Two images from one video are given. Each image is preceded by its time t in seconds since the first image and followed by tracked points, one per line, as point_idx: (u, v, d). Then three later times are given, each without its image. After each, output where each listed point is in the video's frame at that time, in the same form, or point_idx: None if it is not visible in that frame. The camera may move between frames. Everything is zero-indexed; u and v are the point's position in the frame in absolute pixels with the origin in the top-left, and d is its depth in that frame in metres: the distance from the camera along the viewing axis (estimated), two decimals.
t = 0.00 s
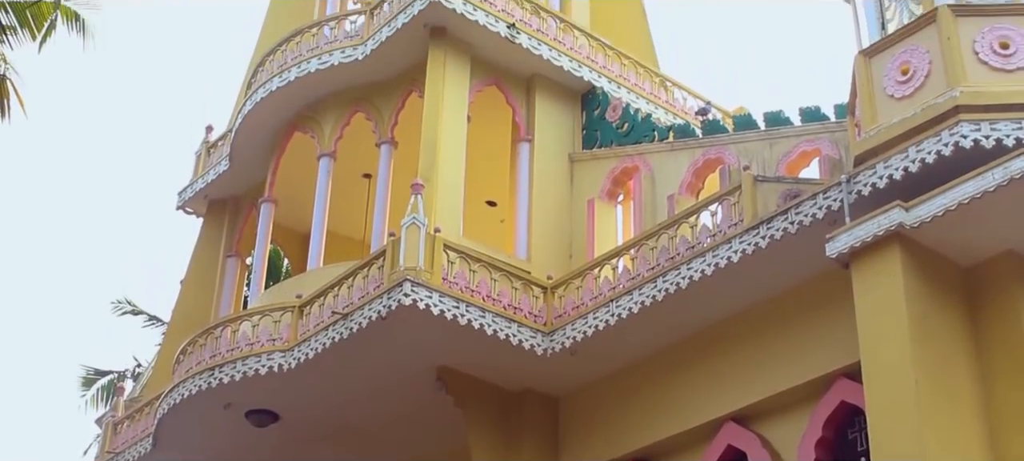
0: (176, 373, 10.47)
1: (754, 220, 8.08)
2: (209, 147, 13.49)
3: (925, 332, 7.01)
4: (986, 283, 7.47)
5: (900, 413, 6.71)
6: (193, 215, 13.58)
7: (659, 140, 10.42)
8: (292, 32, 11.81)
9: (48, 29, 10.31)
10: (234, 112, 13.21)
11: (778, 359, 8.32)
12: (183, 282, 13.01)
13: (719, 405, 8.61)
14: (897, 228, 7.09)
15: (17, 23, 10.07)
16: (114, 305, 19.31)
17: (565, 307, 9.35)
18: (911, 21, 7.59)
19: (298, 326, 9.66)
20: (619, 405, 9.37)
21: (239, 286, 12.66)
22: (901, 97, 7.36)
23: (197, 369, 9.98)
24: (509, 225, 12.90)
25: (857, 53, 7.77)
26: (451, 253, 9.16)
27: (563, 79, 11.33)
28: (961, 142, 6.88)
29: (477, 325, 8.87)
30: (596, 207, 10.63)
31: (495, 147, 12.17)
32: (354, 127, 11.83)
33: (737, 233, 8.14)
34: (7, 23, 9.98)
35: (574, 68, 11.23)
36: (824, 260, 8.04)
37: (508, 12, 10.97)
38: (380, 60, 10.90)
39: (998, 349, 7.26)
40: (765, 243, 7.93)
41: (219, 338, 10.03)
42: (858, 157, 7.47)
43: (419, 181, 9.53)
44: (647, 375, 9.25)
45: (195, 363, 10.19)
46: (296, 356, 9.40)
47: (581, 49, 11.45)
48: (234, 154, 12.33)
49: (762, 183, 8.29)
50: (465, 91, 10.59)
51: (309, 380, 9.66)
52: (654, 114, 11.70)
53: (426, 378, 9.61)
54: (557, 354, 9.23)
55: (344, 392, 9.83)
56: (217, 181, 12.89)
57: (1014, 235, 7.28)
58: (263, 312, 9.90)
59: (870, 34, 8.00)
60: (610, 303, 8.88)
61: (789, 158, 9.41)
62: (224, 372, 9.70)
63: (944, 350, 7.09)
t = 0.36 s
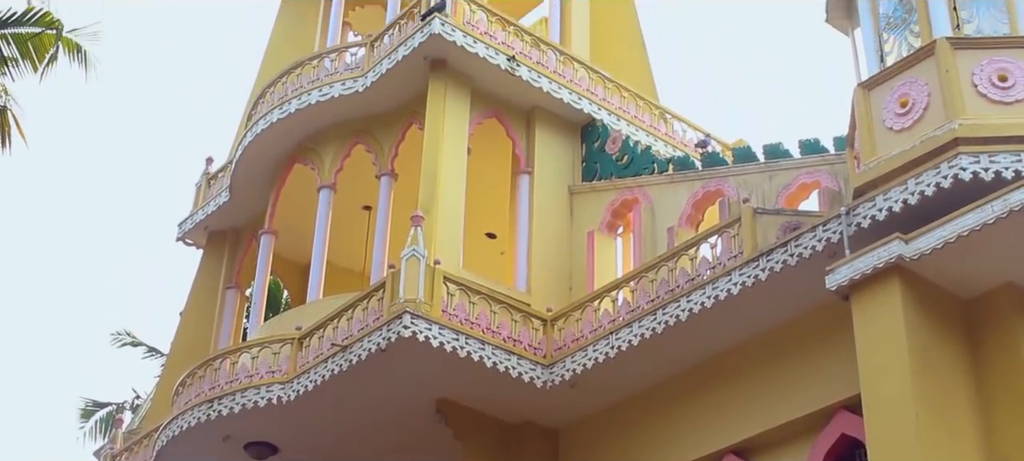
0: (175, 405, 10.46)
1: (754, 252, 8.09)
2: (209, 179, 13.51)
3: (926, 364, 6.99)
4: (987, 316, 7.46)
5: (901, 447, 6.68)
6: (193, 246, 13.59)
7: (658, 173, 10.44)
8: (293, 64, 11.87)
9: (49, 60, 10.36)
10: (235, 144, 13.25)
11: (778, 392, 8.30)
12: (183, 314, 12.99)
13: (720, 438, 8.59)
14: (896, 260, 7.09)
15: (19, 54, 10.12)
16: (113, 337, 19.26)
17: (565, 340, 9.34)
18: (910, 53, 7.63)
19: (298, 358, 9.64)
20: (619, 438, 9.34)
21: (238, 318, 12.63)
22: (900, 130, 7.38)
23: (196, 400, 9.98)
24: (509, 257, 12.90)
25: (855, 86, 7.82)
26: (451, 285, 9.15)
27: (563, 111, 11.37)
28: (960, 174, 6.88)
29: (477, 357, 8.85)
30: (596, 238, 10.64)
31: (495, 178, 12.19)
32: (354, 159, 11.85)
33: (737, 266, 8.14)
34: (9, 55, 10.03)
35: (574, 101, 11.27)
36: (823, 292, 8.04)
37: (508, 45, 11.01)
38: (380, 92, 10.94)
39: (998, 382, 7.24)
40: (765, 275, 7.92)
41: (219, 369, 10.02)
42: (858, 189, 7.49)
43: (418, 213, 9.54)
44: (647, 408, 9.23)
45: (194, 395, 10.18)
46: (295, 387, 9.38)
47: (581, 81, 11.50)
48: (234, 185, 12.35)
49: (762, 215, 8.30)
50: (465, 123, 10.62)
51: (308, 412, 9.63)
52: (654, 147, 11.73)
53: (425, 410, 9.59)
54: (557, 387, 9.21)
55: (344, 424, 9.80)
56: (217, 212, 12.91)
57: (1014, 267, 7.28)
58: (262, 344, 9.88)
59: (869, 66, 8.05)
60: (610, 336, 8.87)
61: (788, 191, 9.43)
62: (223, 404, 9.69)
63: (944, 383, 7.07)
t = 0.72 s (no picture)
0: (173, 445, 10.43)
1: (754, 294, 8.09)
2: (209, 220, 13.53)
3: (926, 406, 6.96)
4: (988, 358, 7.45)
5: None
6: (193, 287, 13.60)
7: (658, 215, 10.44)
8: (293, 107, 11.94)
9: (51, 101, 10.41)
10: (235, 185, 13.28)
11: (776, 433, 8.29)
12: (182, 354, 12.96)
13: None
14: (896, 302, 7.09)
15: (20, 95, 10.18)
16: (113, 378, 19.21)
17: (565, 381, 9.32)
18: (909, 95, 7.66)
19: (297, 400, 9.60)
20: None
21: (236, 360, 12.57)
22: (899, 172, 7.41)
23: (196, 442, 9.97)
24: (509, 299, 12.88)
25: (854, 127, 7.87)
26: (451, 327, 9.15)
27: (563, 153, 11.41)
28: (960, 216, 6.89)
29: (477, 399, 8.82)
30: (596, 280, 10.64)
31: (496, 219, 12.21)
32: (354, 200, 11.87)
33: (737, 307, 8.12)
34: (10, 96, 10.09)
35: (574, 143, 11.31)
36: (824, 335, 8.03)
37: (508, 87, 11.07)
38: (380, 134, 10.98)
39: (999, 424, 7.19)
40: (765, 317, 7.91)
41: (218, 411, 9.99)
42: (858, 231, 7.50)
43: (418, 254, 9.54)
44: (647, 450, 9.19)
45: (193, 436, 10.16)
46: (294, 429, 9.34)
47: (581, 123, 11.55)
48: (234, 226, 12.37)
49: (762, 257, 8.31)
50: (466, 165, 10.66)
51: (307, 454, 9.59)
52: (653, 189, 11.77)
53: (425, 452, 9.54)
54: (557, 428, 9.16)
55: None
56: (217, 253, 12.92)
57: (1014, 309, 7.27)
58: (261, 385, 9.84)
59: (868, 108, 8.14)
60: (610, 377, 8.83)
61: (788, 232, 9.44)
62: (222, 446, 9.66)
63: (944, 425, 7.03)
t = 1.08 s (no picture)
0: None
1: (754, 337, 8.07)
2: (209, 261, 13.54)
3: (927, 449, 6.93)
4: (989, 401, 7.43)
5: None
6: (192, 328, 13.58)
7: (658, 257, 10.45)
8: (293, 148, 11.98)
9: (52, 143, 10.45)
10: (235, 227, 13.31)
11: None
12: (181, 395, 12.91)
13: None
14: (896, 345, 7.09)
15: (22, 137, 10.21)
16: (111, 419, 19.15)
17: (565, 424, 9.30)
18: (908, 138, 7.69)
19: (296, 442, 9.58)
20: None
21: (234, 403, 12.62)
22: (899, 214, 7.43)
23: None
24: (509, 341, 12.86)
25: (854, 170, 7.89)
26: (451, 369, 9.14)
27: (562, 195, 11.44)
28: (959, 258, 6.89)
29: (476, 441, 8.79)
30: (596, 322, 10.63)
31: (495, 261, 12.21)
32: (354, 242, 11.89)
33: (737, 349, 8.11)
34: (12, 138, 10.12)
35: (574, 185, 11.34)
36: (823, 377, 8.03)
37: (508, 129, 11.11)
38: (380, 176, 11.01)
39: None
40: (765, 360, 7.90)
41: (217, 452, 9.96)
42: (858, 273, 7.51)
43: (418, 296, 9.54)
44: None
45: None
46: None
47: (581, 165, 11.59)
48: (233, 268, 12.38)
49: (762, 299, 8.30)
50: (466, 206, 10.69)
51: None
52: (653, 231, 11.80)
53: None
54: None
55: None
56: (217, 295, 12.92)
57: (1014, 352, 7.26)
58: (261, 427, 9.82)
59: (868, 151, 8.16)
60: (610, 420, 8.80)
61: (788, 274, 9.44)
62: None
63: None
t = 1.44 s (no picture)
0: None
1: (755, 372, 8.05)
2: (209, 296, 13.53)
3: None
4: (990, 436, 7.40)
5: None
6: (192, 363, 13.57)
7: (658, 291, 10.45)
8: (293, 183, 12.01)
9: (53, 177, 10.38)
10: (235, 261, 13.31)
11: None
12: (180, 430, 12.87)
13: None
14: (897, 380, 7.07)
15: (22, 171, 10.14)
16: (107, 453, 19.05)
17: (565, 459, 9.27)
18: (908, 173, 7.70)
19: None
20: None
21: (234, 436, 12.57)
22: (899, 249, 7.43)
23: None
24: (509, 376, 12.89)
25: (854, 205, 7.92)
26: (451, 404, 9.12)
27: (562, 230, 11.45)
28: (959, 293, 6.87)
29: None
30: (596, 357, 10.62)
31: (495, 295, 12.22)
32: (354, 277, 11.89)
33: (737, 384, 8.09)
34: (13, 172, 10.03)
35: (574, 219, 11.36)
36: (824, 412, 8.00)
37: (508, 164, 11.14)
38: (380, 210, 11.03)
39: None
40: (766, 395, 7.88)
41: None
42: (859, 308, 7.52)
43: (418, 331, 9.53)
44: None
45: None
46: None
47: (581, 200, 11.61)
48: (233, 302, 12.37)
49: (762, 334, 8.29)
50: (466, 241, 10.71)
51: None
52: (654, 265, 11.82)
53: None
54: None
55: None
56: (217, 330, 12.90)
57: (1015, 387, 7.25)
58: None
59: (868, 187, 8.18)
60: (611, 455, 8.77)
61: (788, 309, 9.43)
62: None
63: None
